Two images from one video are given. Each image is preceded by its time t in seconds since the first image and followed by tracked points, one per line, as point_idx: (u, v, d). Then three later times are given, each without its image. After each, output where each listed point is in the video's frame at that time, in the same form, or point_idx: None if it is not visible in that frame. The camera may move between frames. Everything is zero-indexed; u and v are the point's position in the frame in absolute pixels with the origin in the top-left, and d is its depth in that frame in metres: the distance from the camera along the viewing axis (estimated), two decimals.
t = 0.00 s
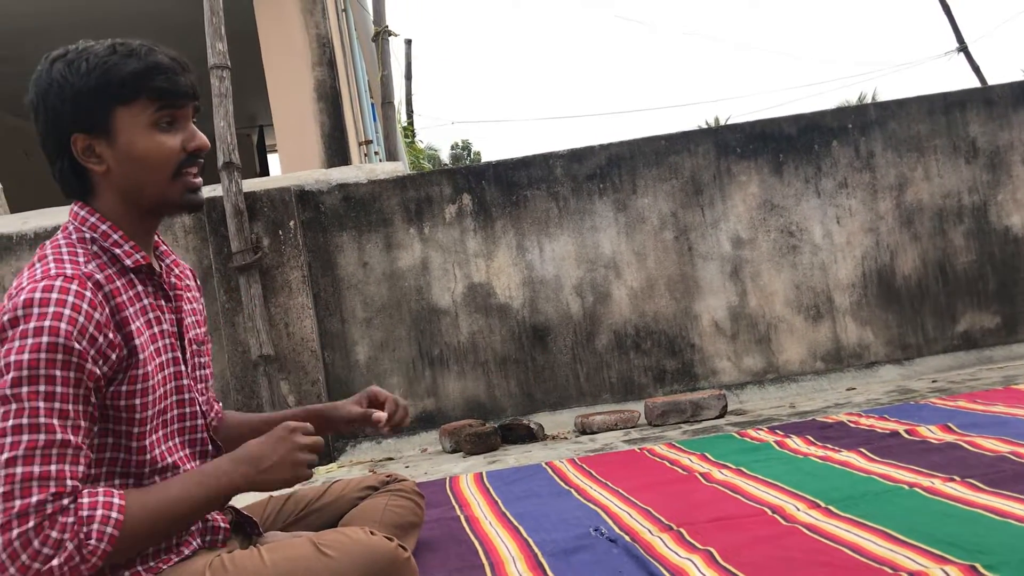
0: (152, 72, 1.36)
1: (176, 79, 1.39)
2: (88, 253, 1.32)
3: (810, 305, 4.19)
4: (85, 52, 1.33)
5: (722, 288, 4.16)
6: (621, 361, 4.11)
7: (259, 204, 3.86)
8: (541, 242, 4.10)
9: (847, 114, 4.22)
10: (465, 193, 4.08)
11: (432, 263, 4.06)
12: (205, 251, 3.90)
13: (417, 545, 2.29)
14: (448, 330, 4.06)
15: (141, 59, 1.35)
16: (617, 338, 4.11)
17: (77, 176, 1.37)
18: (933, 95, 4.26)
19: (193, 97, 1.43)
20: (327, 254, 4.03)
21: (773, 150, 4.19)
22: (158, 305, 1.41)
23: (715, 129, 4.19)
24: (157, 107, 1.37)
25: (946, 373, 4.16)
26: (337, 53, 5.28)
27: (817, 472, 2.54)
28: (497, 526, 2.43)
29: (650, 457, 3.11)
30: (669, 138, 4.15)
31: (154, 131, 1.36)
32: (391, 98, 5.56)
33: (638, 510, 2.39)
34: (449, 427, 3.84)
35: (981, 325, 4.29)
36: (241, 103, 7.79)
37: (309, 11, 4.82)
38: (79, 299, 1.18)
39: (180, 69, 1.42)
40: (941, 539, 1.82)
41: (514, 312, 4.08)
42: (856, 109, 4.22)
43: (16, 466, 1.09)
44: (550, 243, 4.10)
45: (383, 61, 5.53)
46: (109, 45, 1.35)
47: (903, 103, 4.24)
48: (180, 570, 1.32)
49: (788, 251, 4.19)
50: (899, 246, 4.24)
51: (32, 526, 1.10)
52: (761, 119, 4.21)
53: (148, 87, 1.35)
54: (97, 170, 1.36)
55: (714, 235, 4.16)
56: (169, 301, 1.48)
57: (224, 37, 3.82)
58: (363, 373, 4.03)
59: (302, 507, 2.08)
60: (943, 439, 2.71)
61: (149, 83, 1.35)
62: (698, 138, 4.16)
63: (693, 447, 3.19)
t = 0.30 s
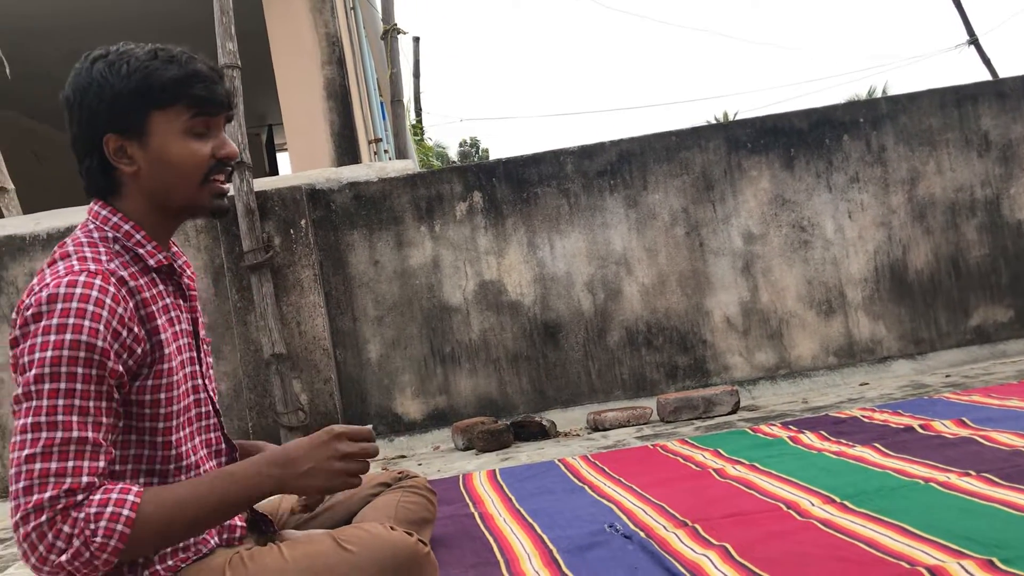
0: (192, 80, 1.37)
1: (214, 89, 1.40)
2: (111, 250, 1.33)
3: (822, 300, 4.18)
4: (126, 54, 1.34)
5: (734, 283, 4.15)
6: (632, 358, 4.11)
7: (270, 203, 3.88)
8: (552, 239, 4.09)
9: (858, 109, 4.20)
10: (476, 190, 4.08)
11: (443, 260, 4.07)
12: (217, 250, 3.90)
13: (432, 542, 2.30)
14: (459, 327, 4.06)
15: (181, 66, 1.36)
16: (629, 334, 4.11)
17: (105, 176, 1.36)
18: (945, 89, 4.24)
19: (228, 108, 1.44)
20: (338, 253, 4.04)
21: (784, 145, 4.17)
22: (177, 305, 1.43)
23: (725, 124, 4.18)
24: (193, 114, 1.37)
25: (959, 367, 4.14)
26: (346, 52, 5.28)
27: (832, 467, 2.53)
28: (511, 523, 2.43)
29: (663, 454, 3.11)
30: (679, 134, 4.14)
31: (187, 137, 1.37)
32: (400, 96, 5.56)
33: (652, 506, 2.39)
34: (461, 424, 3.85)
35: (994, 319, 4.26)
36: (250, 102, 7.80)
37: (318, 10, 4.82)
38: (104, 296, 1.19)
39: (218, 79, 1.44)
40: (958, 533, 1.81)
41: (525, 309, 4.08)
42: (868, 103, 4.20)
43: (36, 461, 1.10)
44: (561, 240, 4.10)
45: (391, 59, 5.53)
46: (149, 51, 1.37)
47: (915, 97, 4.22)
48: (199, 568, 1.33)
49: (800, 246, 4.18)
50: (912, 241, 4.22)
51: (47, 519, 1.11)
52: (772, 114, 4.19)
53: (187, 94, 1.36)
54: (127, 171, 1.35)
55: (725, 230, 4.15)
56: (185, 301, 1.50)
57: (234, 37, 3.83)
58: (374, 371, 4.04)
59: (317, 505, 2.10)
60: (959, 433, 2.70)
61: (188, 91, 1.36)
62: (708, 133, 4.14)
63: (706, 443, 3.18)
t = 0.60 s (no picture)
0: (176, 84, 1.38)
1: (198, 92, 1.41)
2: (121, 244, 1.36)
3: (832, 296, 4.17)
4: (112, 63, 1.35)
5: (744, 279, 4.14)
6: (643, 354, 4.11)
7: (281, 201, 3.89)
8: (562, 235, 4.10)
9: (868, 104, 4.18)
10: (485, 187, 4.08)
11: (453, 257, 4.07)
12: (228, 247, 3.94)
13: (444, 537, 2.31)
14: (469, 324, 4.07)
15: (165, 72, 1.37)
16: (639, 331, 4.11)
17: (99, 180, 1.39)
18: (956, 83, 4.22)
19: (214, 109, 1.45)
20: (349, 250, 4.05)
21: (794, 140, 4.16)
22: (184, 297, 1.45)
23: (735, 119, 4.17)
24: (179, 119, 1.39)
25: (971, 362, 4.13)
26: (356, 50, 5.30)
27: (842, 462, 2.53)
28: (522, 518, 2.44)
29: (674, 450, 3.11)
30: (689, 130, 4.13)
31: (175, 141, 1.38)
32: (409, 94, 5.57)
33: (663, 502, 2.39)
34: (472, 421, 3.86)
35: (1006, 314, 4.25)
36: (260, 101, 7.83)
37: (327, 8, 4.83)
38: (124, 292, 1.23)
39: (203, 81, 1.44)
40: (970, 528, 1.81)
41: (535, 305, 4.09)
42: (878, 98, 4.19)
43: (97, 451, 1.15)
44: (571, 236, 4.10)
45: (401, 57, 5.54)
46: (135, 57, 1.38)
47: (925, 91, 4.20)
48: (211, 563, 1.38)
49: (810, 241, 4.17)
50: (923, 236, 4.21)
51: (116, 508, 1.16)
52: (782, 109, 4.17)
53: (171, 99, 1.37)
54: (120, 177, 1.38)
55: (735, 226, 4.14)
56: (192, 298, 1.52)
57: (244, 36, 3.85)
58: (385, 368, 4.05)
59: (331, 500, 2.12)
60: (970, 428, 2.69)
61: (173, 97, 1.37)
62: (718, 129, 4.14)
63: (717, 439, 3.18)
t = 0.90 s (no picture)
0: (199, 83, 1.38)
1: (221, 90, 1.41)
2: (137, 241, 1.36)
3: (843, 297, 4.15)
4: (136, 64, 1.36)
5: (754, 280, 4.13)
6: (652, 355, 4.10)
7: (290, 202, 3.90)
8: (571, 236, 4.09)
9: (879, 104, 4.17)
10: (495, 188, 4.08)
11: (462, 258, 4.07)
12: (238, 248, 3.94)
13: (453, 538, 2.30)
14: (478, 325, 4.06)
15: (189, 71, 1.37)
16: (648, 332, 4.10)
17: (123, 180, 1.40)
18: (967, 84, 4.20)
19: (235, 108, 1.45)
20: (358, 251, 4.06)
21: (805, 141, 4.14)
22: (198, 295, 1.45)
23: (745, 120, 4.16)
24: (203, 116, 1.39)
25: (983, 364, 4.10)
26: (365, 51, 5.30)
27: (854, 464, 2.52)
28: (532, 518, 2.43)
29: (684, 451, 3.10)
30: (699, 130, 4.12)
31: (199, 138, 1.38)
32: (418, 96, 5.58)
33: (673, 502, 2.38)
34: (481, 422, 3.86)
35: (1018, 316, 4.22)
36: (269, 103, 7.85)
37: (336, 9, 4.84)
38: (140, 282, 1.23)
39: (225, 81, 1.44)
40: (984, 529, 1.80)
41: (544, 306, 4.08)
42: (889, 99, 4.17)
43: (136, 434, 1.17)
44: (580, 237, 4.09)
45: (410, 58, 5.54)
46: (158, 58, 1.38)
47: (936, 92, 4.18)
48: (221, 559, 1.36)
49: (821, 243, 4.15)
50: (933, 237, 4.18)
51: (160, 483, 1.17)
52: (792, 110, 4.16)
53: (195, 97, 1.37)
54: (145, 176, 1.38)
55: (745, 227, 4.13)
56: (207, 297, 1.51)
57: (254, 37, 3.85)
58: (394, 368, 4.05)
59: (340, 499, 2.12)
60: (983, 430, 2.67)
61: (197, 94, 1.37)
62: (728, 130, 4.13)
63: (728, 440, 3.17)
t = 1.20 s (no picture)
0: (220, 92, 1.39)
1: (241, 103, 1.41)
2: (149, 246, 1.37)
3: (852, 306, 4.13)
4: (159, 68, 1.37)
5: (763, 288, 4.12)
6: (661, 363, 4.09)
7: (300, 209, 3.91)
8: (580, 243, 4.09)
9: (889, 113, 4.16)
10: (504, 195, 4.09)
11: (471, 265, 4.08)
12: (247, 255, 3.93)
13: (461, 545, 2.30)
14: (486, 332, 4.06)
15: (211, 80, 1.38)
16: (657, 339, 4.09)
17: (134, 181, 1.41)
18: (978, 92, 4.19)
19: (255, 121, 1.45)
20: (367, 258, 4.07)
21: (814, 149, 4.13)
22: (212, 299, 1.46)
23: (755, 128, 4.15)
24: (219, 126, 1.39)
25: (994, 373, 4.08)
26: (375, 59, 5.32)
27: (864, 473, 2.51)
28: (540, 526, 2.43)
29: (693, 459, 3.09)
30: (709, 138, 4.12)
31: (213, 147, 1.38)
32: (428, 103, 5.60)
33: (682, 511, 2.37)
34: (490, 429, 3.85)
35: None
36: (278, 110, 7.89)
37: (346, 17, 4.85)
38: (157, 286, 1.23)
39: (247, 93, 1.45)
40: (995, 539, 1.78)
41: (553, 314, 4.08)
42: (899, 107, 4.16)
43: (198, 418, 1.17)
44: (589, 244, 4.09)
45: (420, 66, 5.56)
46: (183, 64, 1.40)
47: (946, 101, 4.17)
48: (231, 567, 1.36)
49: (830, 251, 4.14)
50: (944, 245, 4.17)
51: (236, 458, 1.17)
52: (802, 118, 4.16)
53: (213, 105, 1.38)
54: (157, 178, 1.40)
55: (755, 235, 4.12)
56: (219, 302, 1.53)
57: (265, 45, 3.88)
58: (403, 375, 4.05)
59: (348, 507, 2.12)
60: (994, 439, 2.65)
61: (217, 103, 1.38)
62: (738, 138, 4.12)
63: (737, 449, 3.16)
